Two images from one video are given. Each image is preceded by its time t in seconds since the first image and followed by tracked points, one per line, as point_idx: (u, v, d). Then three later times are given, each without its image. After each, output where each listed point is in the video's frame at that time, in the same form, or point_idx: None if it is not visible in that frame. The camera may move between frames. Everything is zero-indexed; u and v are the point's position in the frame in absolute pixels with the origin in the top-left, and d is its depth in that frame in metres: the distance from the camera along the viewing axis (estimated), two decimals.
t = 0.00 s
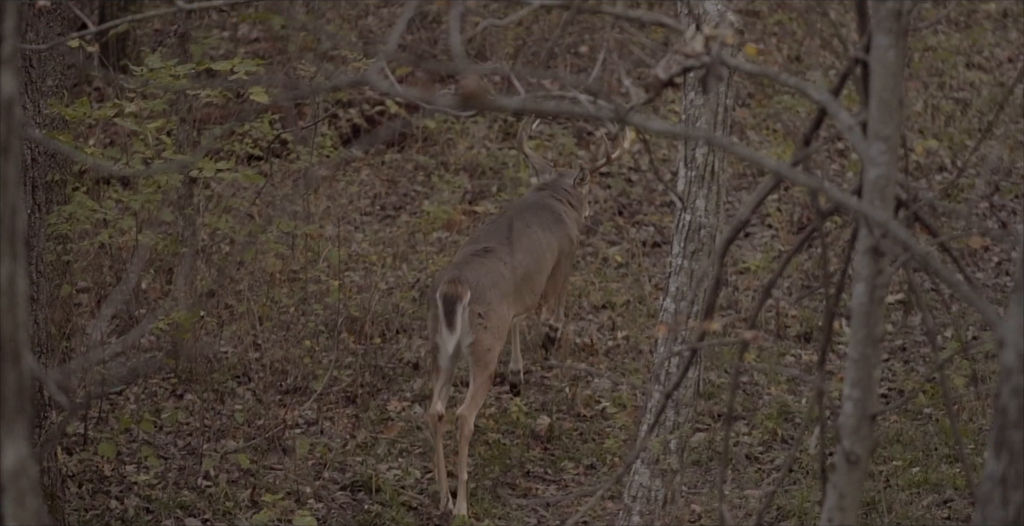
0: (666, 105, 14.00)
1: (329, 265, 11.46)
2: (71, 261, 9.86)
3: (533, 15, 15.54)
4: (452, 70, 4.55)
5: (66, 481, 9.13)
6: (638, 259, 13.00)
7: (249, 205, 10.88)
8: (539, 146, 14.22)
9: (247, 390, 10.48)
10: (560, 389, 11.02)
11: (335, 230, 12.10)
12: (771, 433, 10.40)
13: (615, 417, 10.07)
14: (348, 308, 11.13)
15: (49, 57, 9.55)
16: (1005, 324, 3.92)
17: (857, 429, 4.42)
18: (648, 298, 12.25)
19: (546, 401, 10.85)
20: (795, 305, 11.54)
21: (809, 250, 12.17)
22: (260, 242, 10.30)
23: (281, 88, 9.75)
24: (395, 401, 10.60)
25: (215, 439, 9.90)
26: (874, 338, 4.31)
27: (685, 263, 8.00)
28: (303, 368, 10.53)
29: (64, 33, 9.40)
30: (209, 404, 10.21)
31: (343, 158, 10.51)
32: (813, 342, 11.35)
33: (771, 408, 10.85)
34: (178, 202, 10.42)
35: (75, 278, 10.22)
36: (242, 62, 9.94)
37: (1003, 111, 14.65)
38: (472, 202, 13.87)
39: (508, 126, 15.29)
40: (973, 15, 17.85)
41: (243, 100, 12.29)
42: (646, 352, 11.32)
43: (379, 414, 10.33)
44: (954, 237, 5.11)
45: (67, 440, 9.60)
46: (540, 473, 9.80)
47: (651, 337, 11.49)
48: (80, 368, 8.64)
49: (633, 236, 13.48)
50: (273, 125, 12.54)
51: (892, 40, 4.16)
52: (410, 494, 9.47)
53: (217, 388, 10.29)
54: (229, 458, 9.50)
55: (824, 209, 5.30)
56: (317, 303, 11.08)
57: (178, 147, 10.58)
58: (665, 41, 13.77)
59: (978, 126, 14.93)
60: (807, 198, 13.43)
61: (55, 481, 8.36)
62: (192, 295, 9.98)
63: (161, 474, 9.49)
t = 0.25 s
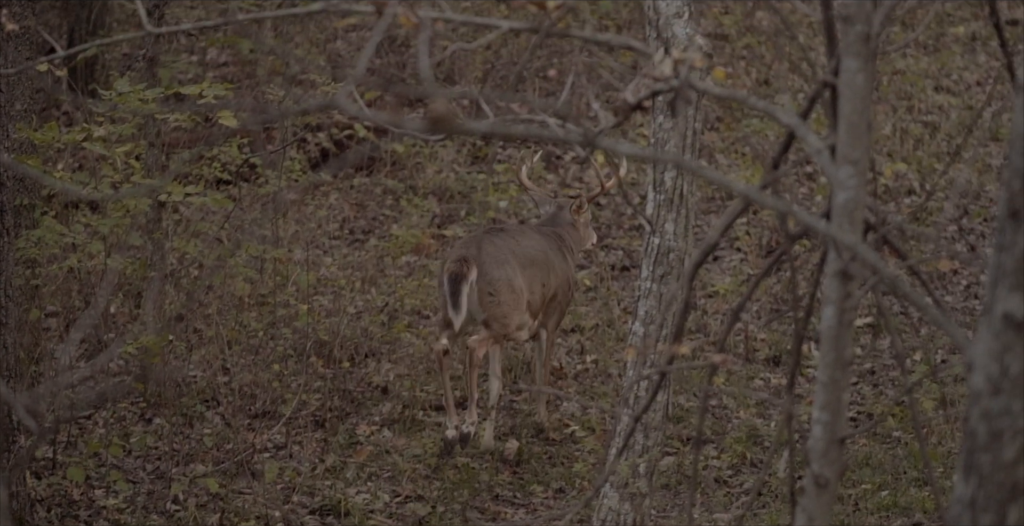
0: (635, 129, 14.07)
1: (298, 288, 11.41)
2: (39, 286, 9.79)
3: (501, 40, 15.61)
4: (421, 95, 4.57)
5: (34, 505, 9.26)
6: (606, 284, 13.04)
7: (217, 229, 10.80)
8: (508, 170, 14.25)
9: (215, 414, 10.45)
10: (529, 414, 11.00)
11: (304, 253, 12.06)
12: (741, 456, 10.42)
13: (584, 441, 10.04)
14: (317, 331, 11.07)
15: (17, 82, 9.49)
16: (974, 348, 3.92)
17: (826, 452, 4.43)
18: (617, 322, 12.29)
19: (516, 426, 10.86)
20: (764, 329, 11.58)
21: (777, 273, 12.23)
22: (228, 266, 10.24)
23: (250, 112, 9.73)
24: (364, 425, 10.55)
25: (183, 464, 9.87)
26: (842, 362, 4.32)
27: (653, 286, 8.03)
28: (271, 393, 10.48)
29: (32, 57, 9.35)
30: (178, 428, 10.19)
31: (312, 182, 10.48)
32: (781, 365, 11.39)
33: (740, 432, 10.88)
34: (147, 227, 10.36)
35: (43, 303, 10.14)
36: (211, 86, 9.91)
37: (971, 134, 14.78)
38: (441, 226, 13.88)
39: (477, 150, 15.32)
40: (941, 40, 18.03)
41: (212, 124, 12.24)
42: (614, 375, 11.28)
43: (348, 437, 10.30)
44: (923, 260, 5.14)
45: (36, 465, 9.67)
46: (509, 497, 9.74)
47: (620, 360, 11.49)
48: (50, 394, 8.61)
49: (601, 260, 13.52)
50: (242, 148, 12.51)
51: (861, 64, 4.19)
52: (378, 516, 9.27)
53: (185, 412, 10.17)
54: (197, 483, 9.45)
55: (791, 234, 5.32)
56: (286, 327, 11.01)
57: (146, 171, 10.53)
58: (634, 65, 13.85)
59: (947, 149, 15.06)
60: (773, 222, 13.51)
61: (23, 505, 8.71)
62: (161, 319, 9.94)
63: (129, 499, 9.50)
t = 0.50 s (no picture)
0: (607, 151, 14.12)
1: (270, 310, 11.39)
2: (10, 308, 9.71)
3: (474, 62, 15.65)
4: (394, 116, 4.56)
5: None
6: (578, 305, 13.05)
7: (190, 250, 10.76)
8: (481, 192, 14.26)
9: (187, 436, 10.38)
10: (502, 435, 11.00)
11: (277, 275, 12.02)
12: (714, 478, 10.42)
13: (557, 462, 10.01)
14: (289, 353, 11.05)
15: None
16: (945, 368, 3.95)
17: (799, 473, 4.44)
18: (590, 343, 12.34)
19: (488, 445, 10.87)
20: (736, 350, 11.61)
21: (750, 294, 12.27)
22: (201, 288, 10.20)
23: (222, 133, 9.70)
24: (337, 447, 10.48)
25: (156, 485, 9.83)
26: (814, 383, 4.33)
27: (626, 308, 8.03)
28: (244, 414, 10.44)
29: (4, 78, 9.31)
30: (151, 450, 10.14)
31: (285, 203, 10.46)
32: (754, 386, 11.43)
33: (713, 452, 10.90)
34: (119, 248, 10.29)
35: (14, 325, 10.06)
36: (183, 107, 9.87)
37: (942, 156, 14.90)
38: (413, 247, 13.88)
39: (450, 171, 15.33)
40: (913, 61, 18.20)
41: (184, 145, 12.21)
42: (587, 396, 11.28)
43: (321, 459, 10.24)
44: (895, 281, 5.17)
45: (7, 487, 9.60)
46: (482, 518, 9.67)
47: (593, 382, 11.48)
48: (22, 417, 8.55)
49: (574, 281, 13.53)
50: (214, 170, 12.48)
51: (833, 85, 4.18)
52: None
53: (158, 434, 10.16)
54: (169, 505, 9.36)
55: (762, 253, 5.34)
56: (258, 349, 10.98)
57: (118, 193, 10.48)
58: (606, 87, 13.91)
59: (918, 171, 15.18)
60: (745, 243, 13.57)
61: None
62: (133, 341, 9.89)
63: (101, 521, 9.40)
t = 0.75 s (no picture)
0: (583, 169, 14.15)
1: (247, 329, 11.35)
2: None
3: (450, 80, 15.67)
4: (369, 134, 4.55)
5: None
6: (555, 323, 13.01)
7: (166, 269, 10.69)
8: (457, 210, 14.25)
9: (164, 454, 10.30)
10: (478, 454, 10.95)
11: (253, 293, 11.97)
12: (690, 496, 10.41)
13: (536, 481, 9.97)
14: (265, 372, 11.01)
15: None
16: (922, 385, 3.97)
17: (776, 490, 4.45)
18: (567, 363, 12.36)
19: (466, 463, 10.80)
20: (713, 369, 11.63)
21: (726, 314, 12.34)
22: (177, 307, 10.14)
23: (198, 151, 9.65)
24: (313, 465, 10.40)
25: (133, 504, 9.74)
26: (791, 400, 4.35)
27: (603, 326, 8.03)
28: (220, 433, 10.39)
29: None
30: (128, 468, 10.06)
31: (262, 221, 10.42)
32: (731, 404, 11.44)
33: (691, 470, 10.89)
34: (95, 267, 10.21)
35: None
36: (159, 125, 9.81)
37: (918, 174, 14.99)
38: (390, 265, 13.85)
39: (425, 190, 15.32)
40: (888, 80, 18.32)
41: (160, 164, 12.16)
42: (564, 414, 11.20)
43: (297, 477, 10.14)
44: (871, 299, 5.18)
45: None
46: None
47: (569, 401, 11.46)
48: None
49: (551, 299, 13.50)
50: (190, 189, 12.44)
51: (809, 103, 4.20)
52: None
53: (135, 452, 10.17)
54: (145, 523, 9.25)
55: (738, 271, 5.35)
56: (234, 368, 10.95)
57: (94, 211, 10.42)
58: (582, 105, 13.94)
59: (894, 189, 15.27)
60: (722, 260, 13.61)
61: None
62: (109, 360, 9.83)
63: None
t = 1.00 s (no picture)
0: (563, 185, 14.19)
1: (226, 346, 11.32)
2: None
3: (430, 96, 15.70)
4: (350, 151, 4.54)
5: None
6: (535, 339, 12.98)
7: (146, 284, 10.65)
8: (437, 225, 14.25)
9: (144, 470, 10.24)
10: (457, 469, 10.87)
11: (233, 309, 11.93)
12: (669, 511, 10.31)
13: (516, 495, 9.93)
14: (245, 388, 10.98)
15: None
16: (903, 400, 3.98)
17: (756, 506, 4.45)
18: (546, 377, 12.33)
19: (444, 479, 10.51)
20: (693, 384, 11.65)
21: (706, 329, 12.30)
22: (157, 322, 10.10)
23: (177, 167, 9.61)
24: (293, 481, 10.31)
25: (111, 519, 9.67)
26: (770, 416, 4.34)
27: (584, 341, 8.02)
28: (201, 448, 10.34)
29: None
30: (108, 484, 10.00)
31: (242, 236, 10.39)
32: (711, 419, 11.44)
33: (672, 486, 10.87)
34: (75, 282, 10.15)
35: None
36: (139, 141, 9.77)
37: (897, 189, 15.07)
38: (370, 281, 13.83)
39: (405, 205, 15.31)
40: (868, 96, 18.43)
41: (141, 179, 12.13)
42: (544, 430, 11.09)
43: (277, 492, 10.03)
44: (851, 314, 5.20)
45: None
46: None
47: (549, 416, 11.34)
48: None
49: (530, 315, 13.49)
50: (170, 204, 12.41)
51: (789, 118, 4.24)
52: None
53: (114, 468, 10.14)
54: None
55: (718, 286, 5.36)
56: (214, 384, 10.97)
57: (74, 227, 10.37)
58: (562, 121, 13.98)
59: (874, 204, 15.34)
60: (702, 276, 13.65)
61: None
62: (89, 376, 9.79)
63: None
